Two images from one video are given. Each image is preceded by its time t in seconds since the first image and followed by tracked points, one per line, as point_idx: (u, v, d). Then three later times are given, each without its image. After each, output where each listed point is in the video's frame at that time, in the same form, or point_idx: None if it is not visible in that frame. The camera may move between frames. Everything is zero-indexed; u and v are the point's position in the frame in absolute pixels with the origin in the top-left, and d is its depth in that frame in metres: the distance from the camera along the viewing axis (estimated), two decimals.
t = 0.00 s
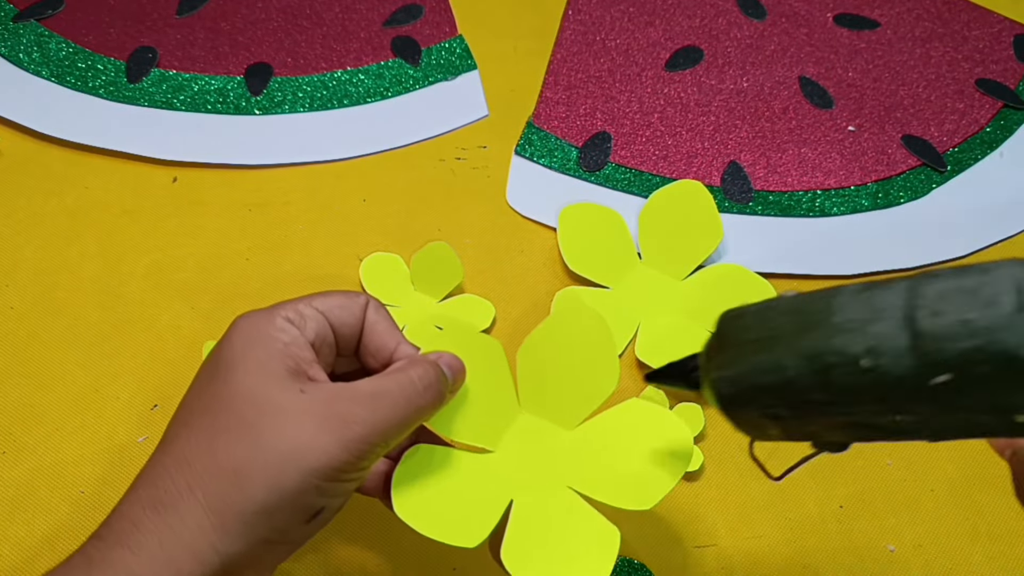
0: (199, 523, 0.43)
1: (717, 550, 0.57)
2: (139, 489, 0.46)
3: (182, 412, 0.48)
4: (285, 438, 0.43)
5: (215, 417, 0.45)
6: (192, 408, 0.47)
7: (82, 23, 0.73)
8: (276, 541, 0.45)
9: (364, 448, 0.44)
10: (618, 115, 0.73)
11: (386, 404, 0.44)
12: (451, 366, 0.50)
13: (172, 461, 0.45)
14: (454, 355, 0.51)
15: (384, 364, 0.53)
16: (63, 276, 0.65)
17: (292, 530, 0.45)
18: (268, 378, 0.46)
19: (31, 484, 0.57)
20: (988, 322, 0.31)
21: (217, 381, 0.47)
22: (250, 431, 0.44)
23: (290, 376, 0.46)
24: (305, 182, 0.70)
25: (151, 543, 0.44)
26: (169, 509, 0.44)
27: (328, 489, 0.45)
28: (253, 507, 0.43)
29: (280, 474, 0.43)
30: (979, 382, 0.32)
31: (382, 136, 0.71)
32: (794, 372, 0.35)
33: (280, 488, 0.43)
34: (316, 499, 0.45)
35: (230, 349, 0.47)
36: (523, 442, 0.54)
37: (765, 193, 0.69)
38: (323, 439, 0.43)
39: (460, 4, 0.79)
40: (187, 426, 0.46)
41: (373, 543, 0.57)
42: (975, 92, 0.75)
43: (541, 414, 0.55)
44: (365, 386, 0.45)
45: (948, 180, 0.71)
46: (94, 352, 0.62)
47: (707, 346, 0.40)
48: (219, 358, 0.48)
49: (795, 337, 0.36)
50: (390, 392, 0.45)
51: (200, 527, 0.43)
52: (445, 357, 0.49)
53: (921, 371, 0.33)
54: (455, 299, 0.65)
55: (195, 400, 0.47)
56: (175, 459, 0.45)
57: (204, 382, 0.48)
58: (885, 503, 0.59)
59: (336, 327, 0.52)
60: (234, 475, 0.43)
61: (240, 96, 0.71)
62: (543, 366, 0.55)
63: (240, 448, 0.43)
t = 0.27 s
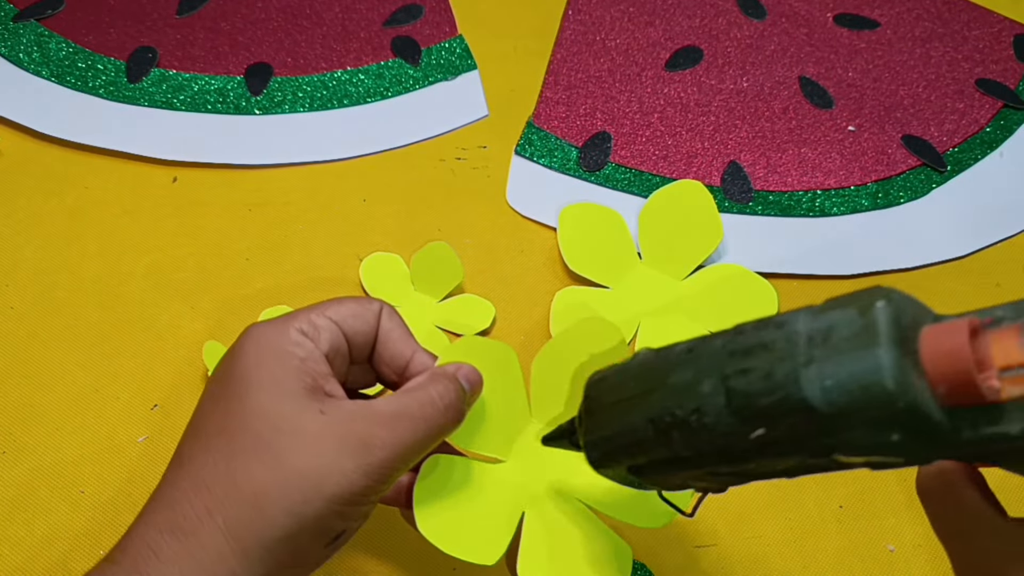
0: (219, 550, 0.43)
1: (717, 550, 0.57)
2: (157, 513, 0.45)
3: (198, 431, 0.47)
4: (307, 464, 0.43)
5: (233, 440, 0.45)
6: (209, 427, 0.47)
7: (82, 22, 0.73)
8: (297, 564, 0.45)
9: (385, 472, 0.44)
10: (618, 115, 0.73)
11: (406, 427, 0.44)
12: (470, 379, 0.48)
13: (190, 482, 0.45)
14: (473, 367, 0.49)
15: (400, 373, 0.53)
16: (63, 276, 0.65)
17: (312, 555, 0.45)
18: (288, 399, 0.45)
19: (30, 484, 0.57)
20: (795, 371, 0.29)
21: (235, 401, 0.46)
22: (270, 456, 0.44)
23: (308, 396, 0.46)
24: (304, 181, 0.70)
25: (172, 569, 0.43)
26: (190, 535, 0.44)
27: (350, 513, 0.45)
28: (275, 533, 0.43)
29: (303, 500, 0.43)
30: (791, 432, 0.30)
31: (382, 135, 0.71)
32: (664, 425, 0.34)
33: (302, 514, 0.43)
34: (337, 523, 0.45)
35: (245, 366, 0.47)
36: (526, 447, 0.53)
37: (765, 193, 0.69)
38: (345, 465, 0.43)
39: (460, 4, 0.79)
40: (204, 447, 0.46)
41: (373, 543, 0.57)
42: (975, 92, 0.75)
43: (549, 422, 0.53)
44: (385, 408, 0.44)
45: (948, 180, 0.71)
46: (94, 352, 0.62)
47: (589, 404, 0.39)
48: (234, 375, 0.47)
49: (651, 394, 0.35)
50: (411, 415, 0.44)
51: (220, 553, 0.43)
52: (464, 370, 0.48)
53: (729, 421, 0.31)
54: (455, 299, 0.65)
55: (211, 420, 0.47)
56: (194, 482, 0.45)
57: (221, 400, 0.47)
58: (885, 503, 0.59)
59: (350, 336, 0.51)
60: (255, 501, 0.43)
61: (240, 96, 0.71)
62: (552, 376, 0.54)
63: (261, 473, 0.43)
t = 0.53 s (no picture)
0: (229, 570, 0.43)
1: (717, 550, 0.57)
2: (162, 533, 0.45)
3: (202, 446, 0.47)
4: (318, 482, 0.43)
5: (239, 457, 0.44)
6: (213, 442, 0.46)
7: (82, 22, 0.73)
8: None
9: (397, 487, 0.44)
10: (618, 115, 0.73)
11: (418, 441, 0.44)
12: (481, 389, 0.47)
13: (195, 498, 0.45)
14: (484, 374, 0.49)
15: (409, 380, 0.53)
16: (63, 276, 0.65)
17: (323, 571, 0.45)
18: (294, 414, 0.45)
19: (30, 484, 0.57)
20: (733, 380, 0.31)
21: (240, 414, 0.46)
22: (279, 473, 0.43)
23: (316, 409, 0.45)
24: (304, 181, 0.70)
25: None
26: (198, 555, 0.43)
27: (360, 529, 0.45)
28: (286, 552, 0.43)
29: (315, 518, 0.43)
30: (736, 440, 0.31)
31: (382, 135, 0.71)
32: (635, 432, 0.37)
33: (314, 531, 0.43)
34: (348, 538, 0.44)
35: (250, 378, 0.47)
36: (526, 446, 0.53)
37: (766, 193, 0.69)
38: (356, 481, 0.43)
39: (460, 4, 0.79)
40: (209, 464, 0.45)
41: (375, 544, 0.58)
42: (975, 92, 0.75)
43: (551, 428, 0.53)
44: (395, 422, 0.44)
45: (948, 180, 0.71)
46: (93, 352, 0.62)
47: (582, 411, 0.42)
48: (239, 388, 0.47)
49: (618, 409, 0.39)
50: (423, 430, 0.44)
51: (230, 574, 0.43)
52: (475, 378, 0.47)
53: (684, 428, 0.34)
54: (454, 299, 0.65)
55: (216, 435, 0.46)
56: (200, 500, 0.44)
57: (225, 414, 0.47)
58: (885, 503, 0.59)
59: (356, 344, 0.52)
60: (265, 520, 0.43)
61: (240, 96, 0.71)
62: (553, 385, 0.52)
63: (271, 492, 0.43)
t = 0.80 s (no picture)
0: (225, 565, 0.43)
1: (717, 550, 0.57)
2: (159, 527, 0.45)
3: (198, 440, 0.47)
4: (314, 478, 0.43)
5: (236, 452, 0.44)
6: (210, 436, 0.46)
7: (82, 22, 0.73)
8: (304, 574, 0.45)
9: (393, 483, 0.44)
10: (618, 115, 0.73)
11: (414, 438, 0.44)
12: (477, 387, 0.47)
13: (191, 492, 0.45)
14: (479, 374, 0.49)
15: (405, 378, 0.53)
16: (63, 276, 0.65)
17: (320, 565, 0.46)
18: (291, 410, 0.45)
19: (31, 483, 0.57)
20: (718, 400, 0.31)
21: (236, 409, 0.46)
22: (276, 469, 0.43)
23: (313, 405, 0.45)
24: (304, 181, 0.70)
25: None
26: (195, 550, 0.43)
27: (356, 524, 0.45)
28: (282, 547, 0.43)
29: (312, 513, 0.43)
30: (726, 461, 0.32)
31: (382, 135, 0.71)
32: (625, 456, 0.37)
33: (311, 526, 0.43)
34: (344, 533, 0.45)
35: (246, 374, 0.46)
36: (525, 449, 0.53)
37: (765, 193, 0.69)
38: (352, 477, 0.43)
39: (460, 4, 0.79)
40: (205, 459, 0.45)
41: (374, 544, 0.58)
42: (975, 92, 0.75)
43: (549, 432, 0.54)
44: (392, 419, 0.44)
45: (948, 180, 0.71)
46: (93, 352, 0.62)
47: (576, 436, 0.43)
48: (235, 383, 0.47)
49: (609, 433, 0.39)
50: (420, 428, 0.44)
51: (227, 568, 0.43)
52: (471, 378, 0.47)
53: (673, 450, 0.34)
54: (454, 299, 0.65)
55: (212, 429, 0.46)
56: (197, 495, 0.44)
57: (221, 408, 0.46)
58: (884, 503, 0.59)
59: (351, 341, 0.51)
60: (262, 515, 0.43)
61: (240, 95, 0.71)
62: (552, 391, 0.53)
63: (268, 487, 0.43)
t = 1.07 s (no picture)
0: (229, 567, 0.43)
1: (718, 550, 0.57)
2: (162, 528, 0.45)
3: (202, 440, 0.46)
4: (321, 483, 0.43)
5: (242, 456, 0.44)
6: (214, 437, 0.46)
7: (82, 22, 0.73)
8: None
9: (397, 489, 0.44)
10: (618, 115, 0.73)
11: (420, 445, 0.44)
12: (483, 394, 0.48)
13: (195, 494, 0.45)
14: (485, 380, 0.49)
15: (410, 384, 0.53)
16: (63, 276, 0.65)
17: (322, 569, 0.46)
18: (298, 413, 0.45)
19: (31, 483, 0.57)
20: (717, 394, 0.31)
21: (242, 411, 0.46)
22: (282, 471, 0.43)
23: (319, 409, 0.45)
24: (305, 181, 0.70)
25: None
26: (198, 552, 0.43)
27: (360, 529, 0.45)
28: (286, 550, 0.43)
29: (317, 518, 0.43)
30: (726, 453, 0.32)
31: (382, 135, 0.71)
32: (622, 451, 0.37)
33: (315, 530, 0.43)
34: (347, 536, 0.45)
35: (253, 376, 0.46)
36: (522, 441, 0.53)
37: (765, 193, 0.69)
38: (358, 483, 0.43)
39: (460, 4, 0.79)
40: (210, 461, 0.45)
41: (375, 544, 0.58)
42: (975, 92, 0.75)
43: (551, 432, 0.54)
44: (398, 425, 0.44)
45: (948, 180, 0.71)
46: (93, 352, 0.62)
47: (573, 431, 0.42)
48: (241, 385, 0.46)
49: (607, 427, 0.39)
50: (426, 435, 0.44)
51: (230, 571, 0.43)
52: (478, 385, 0.47)
53: (672, 444, 0.34)
54: (454, 299, 0.65)
55: (216, 430, 0.46)
56: (201, 497, 0.44)
57: (226, 409, 0.46)
58: (885, 503, 0.59)
59: (357, 345, 0.51)
60: (267, 519, 0.43)
61: (240, 96, 0.71)
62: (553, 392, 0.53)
63: (273, 491, 0.43)
